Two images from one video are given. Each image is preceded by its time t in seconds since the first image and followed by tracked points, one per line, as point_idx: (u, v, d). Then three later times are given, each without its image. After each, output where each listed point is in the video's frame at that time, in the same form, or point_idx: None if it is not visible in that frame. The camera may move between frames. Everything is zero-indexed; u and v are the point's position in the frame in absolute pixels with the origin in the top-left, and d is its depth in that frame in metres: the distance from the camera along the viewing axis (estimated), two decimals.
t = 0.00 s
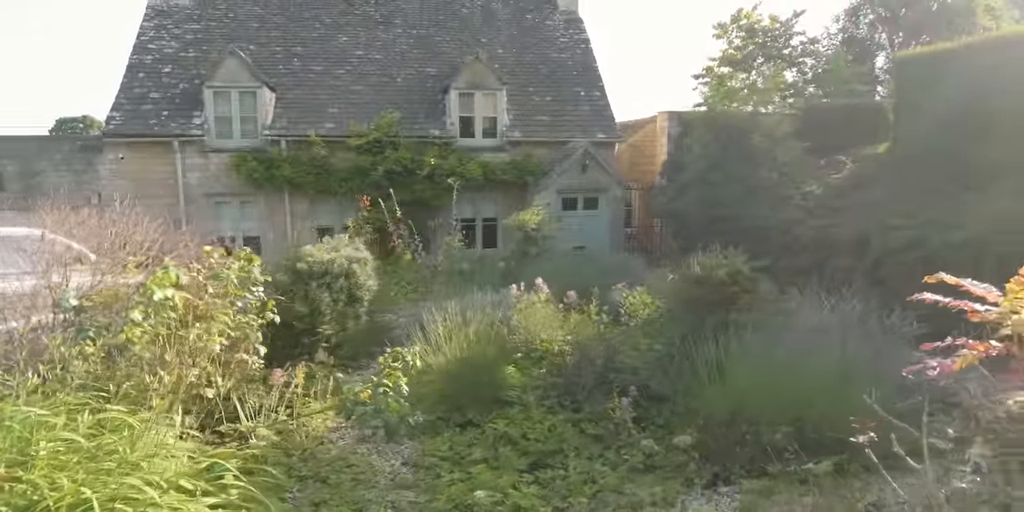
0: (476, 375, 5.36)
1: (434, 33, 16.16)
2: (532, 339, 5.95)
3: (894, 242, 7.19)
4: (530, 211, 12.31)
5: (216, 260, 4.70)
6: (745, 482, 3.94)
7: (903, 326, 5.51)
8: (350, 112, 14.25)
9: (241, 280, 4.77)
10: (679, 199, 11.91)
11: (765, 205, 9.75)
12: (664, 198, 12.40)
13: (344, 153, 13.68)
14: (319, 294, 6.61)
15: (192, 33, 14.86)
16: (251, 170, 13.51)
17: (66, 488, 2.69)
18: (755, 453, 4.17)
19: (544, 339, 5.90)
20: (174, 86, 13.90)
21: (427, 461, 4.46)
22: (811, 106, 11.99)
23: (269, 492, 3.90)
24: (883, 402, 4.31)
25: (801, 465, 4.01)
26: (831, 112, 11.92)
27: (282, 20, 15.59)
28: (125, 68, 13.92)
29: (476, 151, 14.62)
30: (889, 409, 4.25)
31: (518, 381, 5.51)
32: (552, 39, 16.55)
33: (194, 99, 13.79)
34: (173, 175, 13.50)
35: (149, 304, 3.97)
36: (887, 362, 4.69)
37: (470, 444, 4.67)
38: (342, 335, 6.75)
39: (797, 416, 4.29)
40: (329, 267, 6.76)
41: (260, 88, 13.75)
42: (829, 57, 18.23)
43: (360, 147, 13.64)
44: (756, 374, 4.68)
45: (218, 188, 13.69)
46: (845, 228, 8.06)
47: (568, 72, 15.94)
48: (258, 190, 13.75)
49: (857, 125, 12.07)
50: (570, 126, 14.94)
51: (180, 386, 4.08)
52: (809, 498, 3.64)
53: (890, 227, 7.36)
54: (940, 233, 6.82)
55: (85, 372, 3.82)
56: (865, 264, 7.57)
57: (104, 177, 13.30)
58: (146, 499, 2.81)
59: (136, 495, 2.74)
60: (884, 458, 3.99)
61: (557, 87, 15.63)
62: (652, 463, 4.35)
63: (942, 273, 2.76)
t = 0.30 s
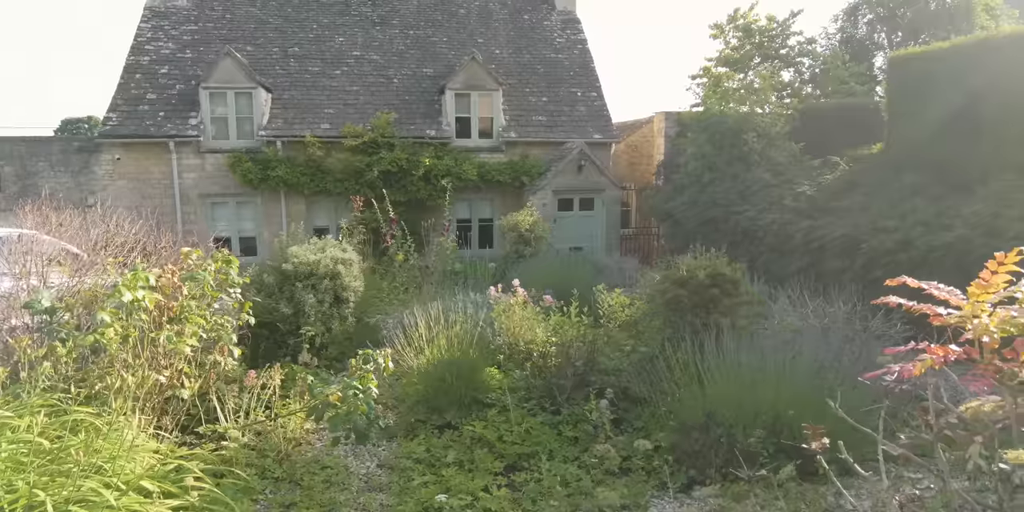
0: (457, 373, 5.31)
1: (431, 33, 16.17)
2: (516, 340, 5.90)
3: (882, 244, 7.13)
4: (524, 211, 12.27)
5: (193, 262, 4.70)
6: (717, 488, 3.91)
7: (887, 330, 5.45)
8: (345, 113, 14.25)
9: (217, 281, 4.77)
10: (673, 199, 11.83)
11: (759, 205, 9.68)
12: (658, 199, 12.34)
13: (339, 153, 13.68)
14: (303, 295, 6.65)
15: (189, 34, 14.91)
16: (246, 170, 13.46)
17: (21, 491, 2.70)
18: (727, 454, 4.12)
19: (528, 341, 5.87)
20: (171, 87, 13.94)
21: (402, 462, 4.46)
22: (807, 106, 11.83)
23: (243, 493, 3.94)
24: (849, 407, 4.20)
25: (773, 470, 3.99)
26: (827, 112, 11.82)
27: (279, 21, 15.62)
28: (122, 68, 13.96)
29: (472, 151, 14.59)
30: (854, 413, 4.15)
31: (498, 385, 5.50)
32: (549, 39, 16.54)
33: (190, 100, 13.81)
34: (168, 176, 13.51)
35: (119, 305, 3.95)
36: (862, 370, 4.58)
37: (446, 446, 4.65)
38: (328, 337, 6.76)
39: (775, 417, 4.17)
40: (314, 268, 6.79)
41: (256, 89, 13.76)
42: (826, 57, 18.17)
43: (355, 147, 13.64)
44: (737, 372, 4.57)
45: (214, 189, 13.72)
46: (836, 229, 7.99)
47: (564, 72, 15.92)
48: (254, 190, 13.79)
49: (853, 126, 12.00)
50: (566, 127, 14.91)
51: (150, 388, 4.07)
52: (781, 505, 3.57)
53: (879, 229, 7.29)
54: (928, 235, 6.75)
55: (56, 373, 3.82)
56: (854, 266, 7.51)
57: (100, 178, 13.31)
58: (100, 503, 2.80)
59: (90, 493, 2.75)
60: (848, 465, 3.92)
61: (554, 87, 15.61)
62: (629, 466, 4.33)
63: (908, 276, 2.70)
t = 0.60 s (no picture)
0: (432, 376, 5.24)
1: (427, 32, 16.10)
2: (498, 340, 5.81)
3: (873, 244, 7.02)
4: (517, 210, 12.18)
5: (165, 261, 4.62)
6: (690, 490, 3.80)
7: (874, 331, 5.33)
8: (340, 112, 14.19)
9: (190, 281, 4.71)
10: (667, 198, 11.72)
11: (752, 205, 9.57)
12: (652, 198, 12.23)
13: (333, 152, 13.61)
14: (285, 294, 6.61)
15: (184, 33, 14.88)
16: (240, 169, 13.44)
17: None
18: (703, 458, 3.99)
19: (510, 341, 5.79)
20: (165, 86, 13.91)
21: (375, 465, 4.40)
22: (801, 106, 11.86)
23: (210, 495, 3.89)
24: (820, 410, 4.04)
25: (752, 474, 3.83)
26: (823, 110, 11.73)
27: (275, 20, 15.57)
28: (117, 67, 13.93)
29: (467, 151, 14.50)
30: (826, 416, 3.99)
31: (478, 386, 5.43)
32: (546, 38, 16.46)
33: (184, 99, 13.77)
34: (163, 175, 13.48)
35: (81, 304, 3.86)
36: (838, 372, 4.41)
37: (420, 449, 4.57)
38: (311, 337, 6.69)
39: (752, 419, 4.03)
40: (296, 267, 6.75)
41: (250, 88, 13.70)
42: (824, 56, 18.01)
43: (349, 146, 13.57)
44: (719, 373, 4.44)
45: (208, 188, 13.68)
46: (827, 229, 7.87)
47: (561, 71, 15.83)
48: (248, 190, 13.75)
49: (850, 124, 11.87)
50: (562, 126, 14.83)
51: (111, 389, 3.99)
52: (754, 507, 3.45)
53: (871, 229, 7.17)
54: (917, 235, 6.64)
55: (19, 373, 3.77)
56: (845, 266, 7.40)
57: (94, 177, 13.26)
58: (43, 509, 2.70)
59: (36, 497, 2.69)
60: (811, 471, 3.73)
61: (550, 86, 15.52)
62: (606, 470, 4.25)
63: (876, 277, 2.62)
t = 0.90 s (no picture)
0: (413, 381, 5.19)
1: (424, 31, 16.05)
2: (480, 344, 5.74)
3: (864, 247, 6.93)
4: (512, 211, 12.12)
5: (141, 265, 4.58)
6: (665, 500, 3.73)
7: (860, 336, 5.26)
8: (336, 112, 14.16)
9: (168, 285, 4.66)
10: (662, 199, 11.64)
11: (746, 206, 9.48)
12: (648, 199, 12.15)
13: (328, 152, 13.56)
14: (270, 297, 6.59)
15: (181, 33, 14.87)
16: (235, 170, 13.40)
17: None
18: (680, 469, 3.92)
19: (494, 345, 5.73)
20: (162, 86, 13.90)
21: (351, 472, 4.36)
22: (799, 106, 11.74)
23: (181, 503, 3.86)
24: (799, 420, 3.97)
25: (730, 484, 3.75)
26: (820, 110, 11.64)
27: (272, 20, 15.55)
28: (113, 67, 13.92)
29: (463, 150, 14.44)
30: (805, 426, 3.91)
31: (459, 391, 5.38)
32: (544, 38, 16.39)
33: (181, 99, 13.75)
34: (158, 175, 13.47)
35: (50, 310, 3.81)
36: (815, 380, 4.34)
37: (396, 455, 4.52)
38: (296, 340, 6.65)
39: (729, 429, 3.96)
40: (282, 270, 6.72)
41: (246, 89, 13.68)
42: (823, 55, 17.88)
43: (345, 146, 13.53)
44: (699, 381, 4.36)
45: (204, 188, 13.67)
46: (820, 231, 7.77)
47: (559, 71, 15.76)
48: (244, 190, 13.74)
49: (848, 124, 11.73)
50: (559, 126, 14.76)
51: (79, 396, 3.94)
52: None
53: (862, 232, 7.09)
54: (908, 238, 6.56)
55: None
56: (837, 269, 7.31)
57: (90, 177, 13.26)
58: None
59: None
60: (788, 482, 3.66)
61: (548, 86, 15.45)
62: (583, 478, 4.19)
63: (843, 287, 2.51)
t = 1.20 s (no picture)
0: (394, 381, 5.17)
1: (421, 32, 16.04)
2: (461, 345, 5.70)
3: (853, 248, 6.88)
4: (506, 212, 12.09)
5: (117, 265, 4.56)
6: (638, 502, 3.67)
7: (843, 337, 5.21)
8: (332, 112, 14.16)
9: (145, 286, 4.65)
10: (656, 199, 11.59)
11: (738, 207, 9.42)
12: (643, 199, 12.11)
13: (324, 153, 13.57)
14: (254, 297, 6.58)
15: (178, 34, 14.90)
16: (230, 170, 13.40)
17: None
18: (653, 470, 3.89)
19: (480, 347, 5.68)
20: (158, 87, 13.92)
21: (327, 474, 4.34)
22: (794, 106, 11.68)
23: (151, 504, 3.83)
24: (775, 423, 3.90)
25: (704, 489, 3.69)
26: (815, 110, 11.58)
27: (269, 20, 15.57)
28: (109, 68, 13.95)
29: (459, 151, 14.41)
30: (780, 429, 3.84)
31: (440, 392, 5.36)
32: (541, 38, 16.36)
33: (176, 100, 13.76)
34: (154, 175, 13.49)
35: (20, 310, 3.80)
36: (790, 382, 4.27)
37: (372, 457, 4.51)
38: (281, 341, 6.64)
39: (705, 432, 3.90)
40: (267, 271, 6.72)
41: (241, 89, 13.70)
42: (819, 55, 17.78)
43: (340, 146, 13.52)
44: (676, 382, 4.30)
45: (199, 188, 13.69)
46: (811, 232, 7.71)
47: (556, 71, 15.73)
48: (239, 190, 13.76)
49: (842, 123, 11.67)
50: (555, 126, 14.72)
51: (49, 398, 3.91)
52: None
53: (852, 233, 7.04)
54: (897, 240, 6.50)
55: None
56: (827, 270, 7.26)
57: (86, 177, 13.28)
58: None
59: None
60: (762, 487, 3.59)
61: (544, 86, 15.42)
62: (558, 481, 4.15)
63: (802, 290, 2.44)
